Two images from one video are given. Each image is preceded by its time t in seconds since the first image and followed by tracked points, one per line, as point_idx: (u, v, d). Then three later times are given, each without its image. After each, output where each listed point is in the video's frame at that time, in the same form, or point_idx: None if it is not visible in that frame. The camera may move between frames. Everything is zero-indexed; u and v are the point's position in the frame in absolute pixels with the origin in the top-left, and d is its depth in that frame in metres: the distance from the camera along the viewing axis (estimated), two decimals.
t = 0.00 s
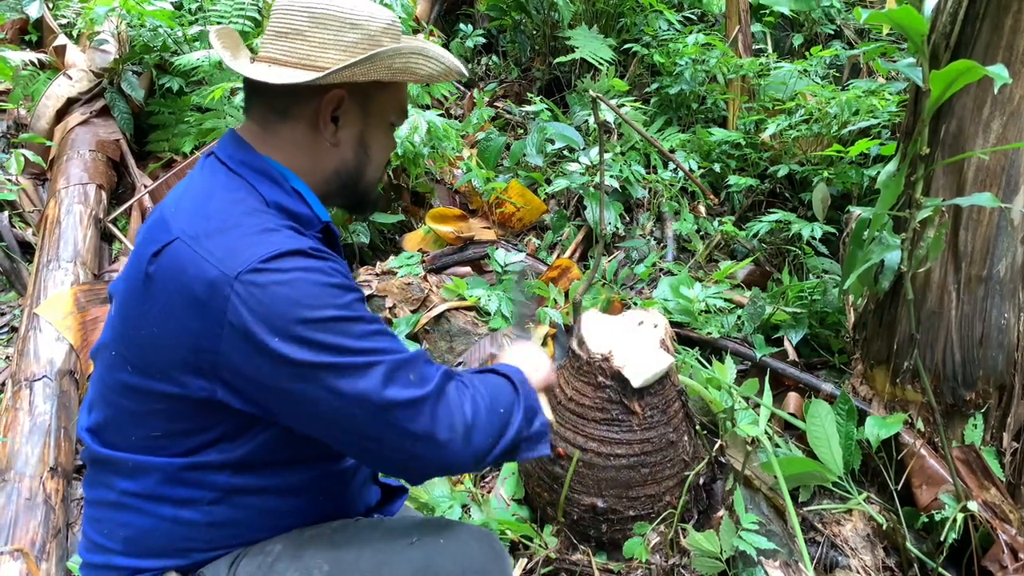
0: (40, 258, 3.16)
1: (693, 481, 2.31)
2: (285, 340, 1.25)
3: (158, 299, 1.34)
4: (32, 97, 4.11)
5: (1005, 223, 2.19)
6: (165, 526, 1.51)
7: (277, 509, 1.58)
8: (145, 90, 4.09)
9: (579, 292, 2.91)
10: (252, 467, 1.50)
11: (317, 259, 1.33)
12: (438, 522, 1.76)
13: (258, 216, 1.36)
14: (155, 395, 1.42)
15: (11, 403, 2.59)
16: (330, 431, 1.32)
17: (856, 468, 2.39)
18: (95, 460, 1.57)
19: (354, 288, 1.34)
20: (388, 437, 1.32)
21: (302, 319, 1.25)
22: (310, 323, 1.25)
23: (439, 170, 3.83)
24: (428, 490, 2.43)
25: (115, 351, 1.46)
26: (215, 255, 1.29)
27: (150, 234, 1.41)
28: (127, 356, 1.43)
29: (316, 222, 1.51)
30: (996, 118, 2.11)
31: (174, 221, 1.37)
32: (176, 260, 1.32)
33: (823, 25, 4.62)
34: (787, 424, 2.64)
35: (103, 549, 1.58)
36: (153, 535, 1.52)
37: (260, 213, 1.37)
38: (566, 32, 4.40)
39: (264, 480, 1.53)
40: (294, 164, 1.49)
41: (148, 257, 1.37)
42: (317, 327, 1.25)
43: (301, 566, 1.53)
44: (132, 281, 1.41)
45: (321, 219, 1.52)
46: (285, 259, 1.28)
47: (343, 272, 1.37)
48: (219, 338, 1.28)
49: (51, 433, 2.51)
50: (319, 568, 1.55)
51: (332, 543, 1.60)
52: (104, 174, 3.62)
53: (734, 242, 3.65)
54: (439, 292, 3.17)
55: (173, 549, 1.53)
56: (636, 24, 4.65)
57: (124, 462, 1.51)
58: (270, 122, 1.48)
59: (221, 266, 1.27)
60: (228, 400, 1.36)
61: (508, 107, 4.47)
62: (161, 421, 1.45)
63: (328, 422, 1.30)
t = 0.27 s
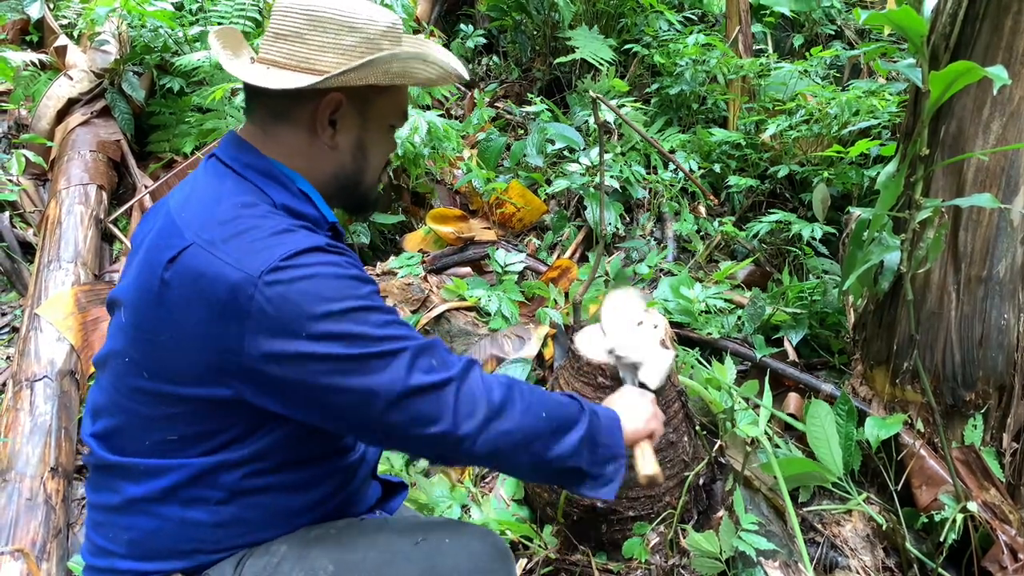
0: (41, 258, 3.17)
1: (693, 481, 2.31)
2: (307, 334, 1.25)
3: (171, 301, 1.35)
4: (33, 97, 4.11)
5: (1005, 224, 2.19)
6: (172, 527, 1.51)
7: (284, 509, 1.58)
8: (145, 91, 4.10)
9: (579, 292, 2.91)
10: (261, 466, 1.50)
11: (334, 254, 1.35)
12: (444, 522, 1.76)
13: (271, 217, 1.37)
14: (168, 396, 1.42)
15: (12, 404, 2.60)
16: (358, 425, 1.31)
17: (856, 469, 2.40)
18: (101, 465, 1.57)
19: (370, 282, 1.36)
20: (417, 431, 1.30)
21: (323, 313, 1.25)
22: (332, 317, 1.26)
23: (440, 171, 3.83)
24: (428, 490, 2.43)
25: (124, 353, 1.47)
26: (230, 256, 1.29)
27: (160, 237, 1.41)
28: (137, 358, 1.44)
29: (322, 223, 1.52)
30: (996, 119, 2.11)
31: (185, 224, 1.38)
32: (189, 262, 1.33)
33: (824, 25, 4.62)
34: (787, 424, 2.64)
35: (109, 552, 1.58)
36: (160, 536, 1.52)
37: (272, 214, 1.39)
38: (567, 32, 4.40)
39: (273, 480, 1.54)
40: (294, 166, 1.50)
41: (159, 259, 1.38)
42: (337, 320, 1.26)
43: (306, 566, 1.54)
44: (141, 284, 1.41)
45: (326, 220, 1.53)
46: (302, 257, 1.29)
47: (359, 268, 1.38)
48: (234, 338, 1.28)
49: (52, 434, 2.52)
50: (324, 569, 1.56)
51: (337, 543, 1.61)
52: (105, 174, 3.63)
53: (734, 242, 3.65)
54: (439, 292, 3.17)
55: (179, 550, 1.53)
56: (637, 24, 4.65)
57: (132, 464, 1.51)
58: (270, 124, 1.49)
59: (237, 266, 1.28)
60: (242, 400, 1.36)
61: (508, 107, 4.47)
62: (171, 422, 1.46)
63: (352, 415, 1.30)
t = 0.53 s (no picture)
0: (41, 258, 3.17)
1: (692, 481, 2.31)
2: (296, 337, 1.25)
3: (165, 301, 1.35)
4: (33, 97, 4.12)
5: (1005, 223, 2.19)
6: (170, 527, 1.51)
7: (281, 510, 1.58)
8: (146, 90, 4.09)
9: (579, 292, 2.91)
10: (258, 467, 1.50)
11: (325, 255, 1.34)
12: (440, 525, 1.76)
13: (264, 217, 1.37)
14: (163, 397, 1.42)
15: (11, 403, 2.60)
16: (346, 429, 1.33)
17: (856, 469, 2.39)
18: (99, 463, 1.58)
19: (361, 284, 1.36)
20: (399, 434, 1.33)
21: (313, 315, 1.25)
22: (321, 319, 1.26)
23: (440, 170, 3.83)
24: (427, 490, 2.43)
25: (120, 353, 1.47)
26: (222, 257, 1.29)
27: (155, 237, 1.41)
28: (133, 358, 1.44)
29: (321, 224, 1.52)
30: (996, 118, 2.11)
31: (179, 224, 1.37)
32: (183, 262, 1.32)
33: (824, 25, 4.61)
34: (786, 424, 2.63)
35: (106, 551, 1.58)
36: (157, 536, 1.52)
37: (266, 213, 1.38)
38: (567, 32, 4.39)
39: (269, 481, 1.53)
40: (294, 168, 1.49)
41: (154, 259, 1.38)
42: (326, 323, 1.26)
43: (303, 567, 1.53)
44: (137, 283, 1.41)
45: (326, 221, 1.53)
46: (294, 258, 1.29)
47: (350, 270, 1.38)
48: (228, 339, 1.28)
49: (51, 434, 2.52)
50: (320, 569, 1.55)
51: (334, 544, 1.60)
52: (105, 173, 3.63)
53: (735, 242, 3.65)
54: (439, 292, 3.17)
55: (176, 550, 1.53)
56: (637, 24, 4.64)
57: (129, 463, 1.52)
58: (269, 127, 1.48)
59: (229, 267, 1.28)
60: (237, 400, 1.36)
61: (508, 107, 4.47)
62: (168, 422, 1.46)
63: (342, 418, 1.31)
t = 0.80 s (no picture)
0: (42, 258, 3.17)
1: (693, 482, 2.31)
2: (311, 333, 1.25)
3: (173, 302, 1.35)
4: (34, 97, 4.12)
5: (1006, 223, 2.18)
6: (177, 526, 1.51)
7: (289, 505, 1.59)
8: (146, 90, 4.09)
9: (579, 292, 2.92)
10: (264, 463, 1.51)
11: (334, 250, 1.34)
12: (447, 521, 1.75)
13: (270, 215, 1.37)
14: (172, 397, 1.43)
15: (12, 403, 2.60)
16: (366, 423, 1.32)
17: (857, 469, 2.38)
18: (103, 467, 1.57)
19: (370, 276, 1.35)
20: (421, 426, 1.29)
21: (326, 310, 1.25)
22: (335, 314, 1.26)
23: (440, 170, 3.83)
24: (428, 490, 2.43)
25: (124, 355, 1.47)
26: (229, 256, 1.29)
27: (157, 239, 1.41)
28: (138, 360, 1.44)
29: (317, 219, 1.53)
30: (996, 118, 2.10)
31: (181, 225, 1.37)
32: (189, 262, 1.32)
33: (825, 24, 4.61)
34: (787, 424, 2.63)
35: (112, 553, 1.58)
36: (164, 536, 1.52)
37: (270, 211, 1.38)
38: (568, 32, 4.39)
39: (275, 477, 1.54)
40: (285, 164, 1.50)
41: (158, 260, 1.38)
42: (339, 317, 1.26)
43: (308, 566, 1.54)
44: (141, 285, 1.41)
45: (321, 216, 1.54)
46: (303, 253, 1.29)
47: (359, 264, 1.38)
48: (240, 337, 1.29)
49: (53, 434, 2.52)
50: (327, 567, 1.56)
51: (340, 543, 1.60)
52: (106, 174, 3.63)
53: (735, 242, 3.65)
54: (439, 292, 3.17)
55: (182, 549, 1.53)
56: (638, 24, 4.64)
57: (135, 464, 1.51)
58: (259, 125, 1.49)
59: (238, 266, 1.28)
60: (248, 396, 1.37)
61: (509, 106, 4.47)
62: (175, 422, 1.46)
63: (362, 412, 1.30)
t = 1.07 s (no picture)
0: (43, 258, 3.17)
1: (693, 482, 2.30)
2: (306, 334, 1.26)
3: (169, 304, 1.35)
4: (35, 97, 4.12)
5: (1008, 223, 2.18)
6: (171, 526, 1.51)
7: (281, 509, 1.58)
8: (147, 91, 4.09)
9: (581, 292, 2.92)
10: (260, 467, 1.50)
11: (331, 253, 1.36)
12: (438, 522, 1.76)
13: (269, 218, 1.37)
14: (169, 398, 1.43)
15: (13, 403, 2.60)
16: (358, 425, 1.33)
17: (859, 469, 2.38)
18: (101, 463, 1.58)
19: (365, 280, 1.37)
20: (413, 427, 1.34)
21: (322, 311, 1.27)
22: (332, 314, 1.27)
23: (442, 170, 3.83)
24: (429, 490, 2.43)
25: (123, 356, 1.47)
26: (227, 258, 1.29)
27: (158, 239, 1.41)
28: (137, 360, 1.44)
29: (322, 227, 1.53)
30: (998, 118, 2.10)
31: (183, 227, 1.37)
32: (186, 264, 1.33)
33: (826, 24, 4.60)
34: (789, 424, 2.63)
35: (106, 549, 1.58)
36: (158, 534, 1.52)
37: (270, 215, 1.39)
38: (569, 31, 4.39)
39: (270, 481, 1.53)
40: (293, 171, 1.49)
41: (156, 261, 1.38)
42: (334, 320, 1.27)
43: (299, 566, 1.53)
44: (139, 285, 1.41)
45: (326, 223, 1.53)
46: (301, 256, 1.30)
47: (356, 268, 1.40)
48: (234, 340, 1.29)
49: (53, 433, 2.52)
50: (317, 567, 1.55)
51: (331, 543, 1.60)
52: (107, 174, 3.63)
53: (737, 242, 3.64)
54: (440, 292, 3.17)
55: (177, 548, 1.53)
56: (639, 23, 4.64)
57: (132, 463, 1.52)
58: (268, 133, 1.48)
59: (235, 268, 1.28)
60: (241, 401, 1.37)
61: (510, 106, 4.46)
62: (172, 423, 1.46)
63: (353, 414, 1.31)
